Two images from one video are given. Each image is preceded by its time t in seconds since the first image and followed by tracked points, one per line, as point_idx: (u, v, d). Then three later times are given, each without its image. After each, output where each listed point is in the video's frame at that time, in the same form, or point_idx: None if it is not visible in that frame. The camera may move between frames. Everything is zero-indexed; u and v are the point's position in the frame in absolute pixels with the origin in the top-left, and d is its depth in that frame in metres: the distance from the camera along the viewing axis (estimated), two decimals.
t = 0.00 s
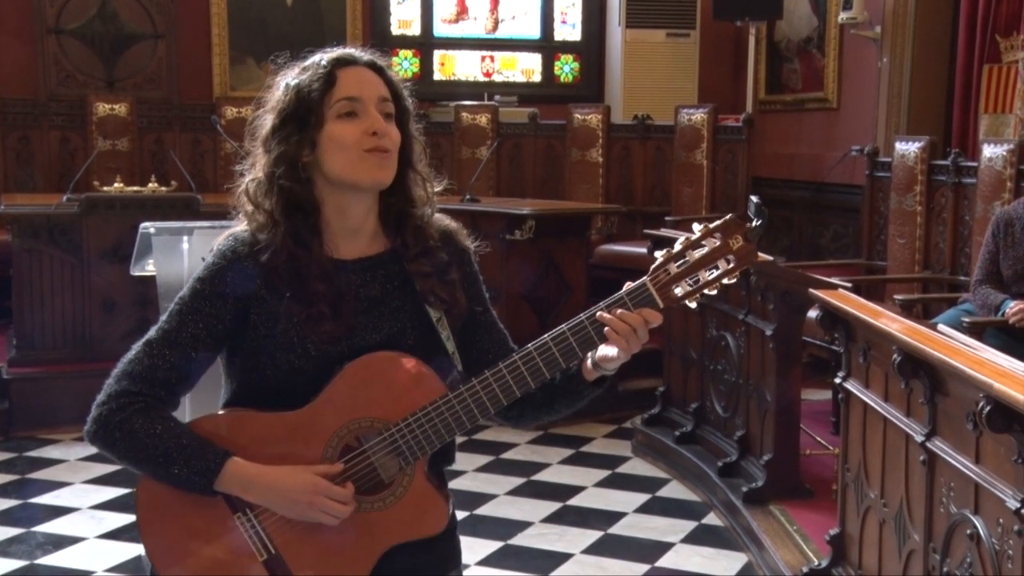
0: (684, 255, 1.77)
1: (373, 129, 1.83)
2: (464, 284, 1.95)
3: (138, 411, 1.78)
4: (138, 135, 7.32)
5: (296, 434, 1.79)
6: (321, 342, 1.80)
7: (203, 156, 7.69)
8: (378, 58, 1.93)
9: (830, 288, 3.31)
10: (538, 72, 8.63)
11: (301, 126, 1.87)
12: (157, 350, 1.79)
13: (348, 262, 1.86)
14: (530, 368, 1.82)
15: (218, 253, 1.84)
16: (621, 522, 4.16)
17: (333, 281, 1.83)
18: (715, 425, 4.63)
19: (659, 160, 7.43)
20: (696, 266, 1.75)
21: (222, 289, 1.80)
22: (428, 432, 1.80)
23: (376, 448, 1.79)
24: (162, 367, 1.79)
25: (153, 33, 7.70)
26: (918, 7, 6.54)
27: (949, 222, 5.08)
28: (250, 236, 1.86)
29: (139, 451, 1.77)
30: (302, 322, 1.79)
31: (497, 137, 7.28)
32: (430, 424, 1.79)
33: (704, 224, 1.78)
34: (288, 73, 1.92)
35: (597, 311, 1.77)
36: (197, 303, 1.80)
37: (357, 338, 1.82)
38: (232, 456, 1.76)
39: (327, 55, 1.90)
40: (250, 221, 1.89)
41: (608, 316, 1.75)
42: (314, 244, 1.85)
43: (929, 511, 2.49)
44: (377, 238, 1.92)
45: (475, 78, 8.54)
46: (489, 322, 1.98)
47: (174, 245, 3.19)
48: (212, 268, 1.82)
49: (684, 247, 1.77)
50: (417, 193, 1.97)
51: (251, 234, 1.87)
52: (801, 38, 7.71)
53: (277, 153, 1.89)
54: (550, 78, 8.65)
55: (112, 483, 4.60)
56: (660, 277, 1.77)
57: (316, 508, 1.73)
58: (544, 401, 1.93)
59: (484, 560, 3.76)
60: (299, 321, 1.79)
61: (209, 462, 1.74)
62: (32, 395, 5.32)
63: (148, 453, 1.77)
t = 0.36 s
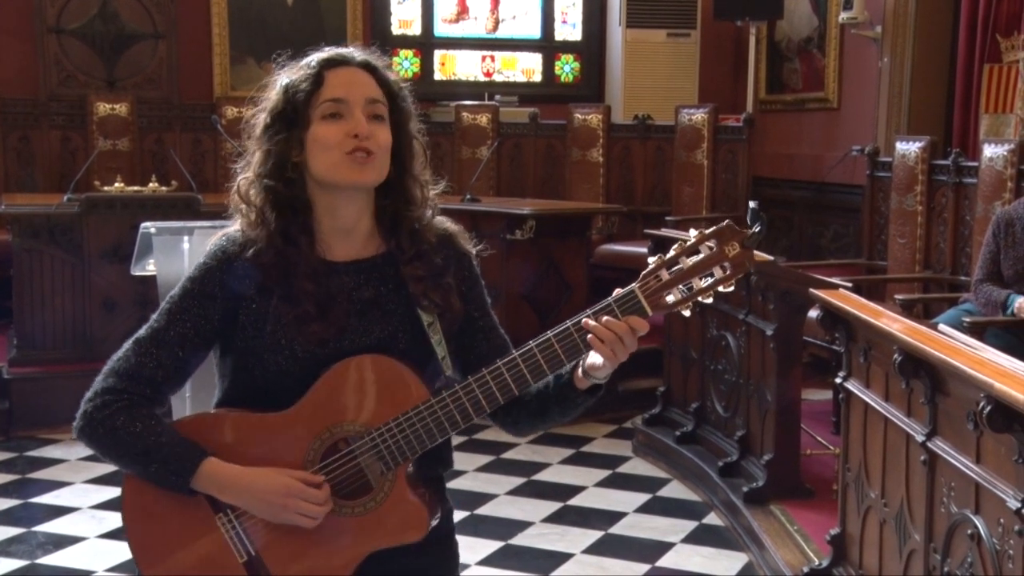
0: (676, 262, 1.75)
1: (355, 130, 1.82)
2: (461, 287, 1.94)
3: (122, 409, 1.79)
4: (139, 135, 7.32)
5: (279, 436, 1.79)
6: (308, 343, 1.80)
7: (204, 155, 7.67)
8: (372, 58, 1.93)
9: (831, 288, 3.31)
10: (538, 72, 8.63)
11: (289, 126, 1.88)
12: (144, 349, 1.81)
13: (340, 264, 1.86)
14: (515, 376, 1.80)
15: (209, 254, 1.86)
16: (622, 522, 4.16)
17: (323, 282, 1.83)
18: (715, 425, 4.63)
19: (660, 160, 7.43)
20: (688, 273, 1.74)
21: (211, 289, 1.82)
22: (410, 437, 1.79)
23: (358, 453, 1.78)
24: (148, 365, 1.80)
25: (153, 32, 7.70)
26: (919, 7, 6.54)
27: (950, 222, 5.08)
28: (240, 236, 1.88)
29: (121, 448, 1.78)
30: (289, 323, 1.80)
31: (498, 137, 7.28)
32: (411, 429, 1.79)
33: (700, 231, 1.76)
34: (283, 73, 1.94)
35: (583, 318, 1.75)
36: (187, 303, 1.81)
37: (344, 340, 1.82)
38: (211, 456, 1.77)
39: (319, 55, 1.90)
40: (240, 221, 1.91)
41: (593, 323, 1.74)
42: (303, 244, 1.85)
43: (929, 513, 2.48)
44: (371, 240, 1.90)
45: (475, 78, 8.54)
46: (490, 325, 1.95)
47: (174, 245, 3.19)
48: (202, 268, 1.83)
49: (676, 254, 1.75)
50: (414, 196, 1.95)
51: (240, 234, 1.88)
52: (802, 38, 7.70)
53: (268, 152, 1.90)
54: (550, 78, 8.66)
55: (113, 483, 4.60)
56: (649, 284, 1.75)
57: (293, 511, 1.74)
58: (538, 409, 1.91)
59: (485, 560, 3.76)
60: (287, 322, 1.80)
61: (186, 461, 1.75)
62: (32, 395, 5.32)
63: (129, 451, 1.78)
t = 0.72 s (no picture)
0: (675, 267, 1.71)
1: (345, 132, 1.82)
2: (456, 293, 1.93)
3: (110, 415, 1.79)
4: (141, 134, 7.32)
5: (271, 444, 1.78)
6: (299, 348, 1.80)
7: (207, 155, 7.67)
8: (371, 59, 1.91)
9: (835, 289, 3.31)
10: (541, 72, 8.63)
11: (282, 126, 1.88)
12: (133, 354, 1.80)
13: (335, 269, 1.86)
14: (509, 383, 1.78)
15: (200, 258, 1.86)
16: (625, 522, 4.16)
17: (314, 287, 1.83)
18: (718, 425, 4.63)
19: (663, 160, 7.43)
20: (687, 278, 1.70)
21: (201, 295, 1.81)
22: (402, 446, 1.78)
23: (349, 461, 1.77)
24: (137, 371, 1.80)
25: (156, 32, 7.70)
26: (923, 6, 6.54)
27: (953, 222, 5.08)
28: (232, 238, 1.88)
29: (109, 455, 1.78)
30: (280, 328, 1.80)
31: (500, 137, 7.28)
32: (402, 438, 1.77)
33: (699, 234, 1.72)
34: (282, 73, 1.94)
35: (578, 324, 1.73)
36: (177, 308, 1.81)
37: (337, 345, 1.82)
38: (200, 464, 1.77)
39: (316, 56, 1.90)
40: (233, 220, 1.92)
41: (588, 329, 1.71)
42: (294, 247, 1.85)
43: (932, 513, 2.48)
44: (365, 245, 1.90)
45: (478, 77, 8.54)
46: (487, 331, 1.94)
47: (177, 245, 3.20)
48: (193, 273, 1.83)
49: (675, 258, 1.71)
50: (410, 202, 1.94)
51: (233, 236, 1.89)
52: (805, 38, 7.70)
53: (263, 152, 1.91)
54: (553, 78, 8.65)
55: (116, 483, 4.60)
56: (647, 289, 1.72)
57: (281, 521, 1.73)
58: (535, 417, 1.90)
59: (487, 560, 3.76)
60: (278, 326, 1.80)
61: (172, 470, 1.75)
62: (35, 395, 5.33)
63: (117, 458, 1.78)
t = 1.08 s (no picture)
0: (682, 273, 1.72)
1: (357, 138, 1.80)
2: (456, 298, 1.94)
3: (113, 428, 1.76)
4: (146, 134, 7.33)
5: (278, 455, 1.78)
6: (303, 356, 1.79)
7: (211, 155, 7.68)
8: (373, 63, 1.91)
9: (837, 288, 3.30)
10: (545, 72, 8.63)
11: (285, 129, 1.85)
12: (133, 364, 1.77)
13: (335, 275, 1.86)
14: (521, 390, 1.78)
15: (199, 264, 1.84)
16: (628, 522, 4.16)
17: (317, 293, 1.83)
18: (722, 426, 4.62)
19: (667, 160, 7.43)
20: (695, 284, 1.70)
21: (203, 303, 1.79)
22: (414, 455, 1.78)
23: (360, 470, 1.78)
24: (138, 383, 1.77)
25: (161, 32, 7.72)
26: (927, 7, 6.53)
27: (958, 222, 5.07)
28: (233, 244, 1.86)
29: (115, 470, 1.76)
30: (285, 335, 1.79)
31: (504, 137, 7.29)
32: (415, 447, 1.78)
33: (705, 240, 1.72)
34: (280, 74, 1.91)
35: (590, 330, 1.72)
36: (177, 316, 1.78)
37: (340, 352, 1.82)
38: (210, 478, 1.77)
39: (319, 59, 1.88)
40: (233, 227, 1.89)
41: (601, 335, 1.70)
42: (297, 252, 1.84)
43: (937, 512, 2.48)
44: (365, 250, 1.91)
45: (482, 78, 8.54)
46: (482, 336, 1.95)
47: (181, 245, 3.21)
48: (193, 280, 1.81)
49: (681, 264, 1.71)
50: (410, 206, 1.96)
51: (234, 242, 1.87)
52: (809, 37, 7.69)
53: (263, 156, 1.88)
54: (557, 78, 8.66)
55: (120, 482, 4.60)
56: (657, 295, 1.71)
57: (296, 534, 1.74)
58: (536, 421, 1.90)
59: (491, 560, 3.76)
60: (282, 335, 1.79)
61: (183, 485, 1.74)
62: (40, 394, 5.34)
63: (123, 472, 1.76)
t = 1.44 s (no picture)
0: (687, 282, 1.80)
1: (371, 143, 1.83)
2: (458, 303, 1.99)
3: (130, 438, 1.72)
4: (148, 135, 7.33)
5: (297, 461, 1.78)
6: (319, 362, 1.82)
7: (213, 155, 7.68)
8: (378, 67, 1.94)
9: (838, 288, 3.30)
10: (547, 72, 8.64)
11: (295, 135, 1.87)
12: (147, 371, 1.74)
13: (343, 280, 1.90)
14: (539, 396, 1.85)
15: (209, 269, 1.82)
16: (630, 522, 4.16)
17: (328, 298, 1.86)
18: (724, 426, 4.62)
19: (669, 160, 7.43)
20: (701, 292, 1.78)
21: (216, 308, 1.78)
22: (433, 459, 1.83)
23: (379, 476, 1.80)
24: (154, 390, 1.74)
25: (163, 33, 7.72)
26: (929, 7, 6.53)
27: (960, 223, 5.07)
28: (241, 248, 1.87)
29: (133, 481, 1.72)
30: (300, 341, 1.82)
31: (506, 137, 7.29)
32: (434, 451, 1.83)
33: (706, 250, 1.81)
34: (284, 79, 1.93)
35: (606, 337, 1.80)
36: (191, 321, 1.76)
37: (351, 358, 1.85)
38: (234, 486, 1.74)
39: (326, 63, 1.90)
40: (240, 232, 1.90)
41: (616, 343, 1.78)
42: (307, 257, 1.86)
43: (940, 513, 2.47)
44: (370, 254, 1.95)
45: (484, 78, 8.54)
46: (479, 339, 2.02)
47: (183, 245, 3.22)
48: (205, 285, 1.79)
49: (687, 274, 1.80)
50: (414, 210, 2.01)
51: (242, 246, 1.87)
52: (811, 37, 7.69)
53: (272, 161, 1.89)
54: (559, 78, 8.66)
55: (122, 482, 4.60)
56: (666, 303, 1.79)
57: (325, 540, 1.72)
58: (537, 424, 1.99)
59: (493, 560, 3.76)
60: (296, 341, 1.82)
61: (211, 493, 1.71)
62: (42, 395, 5.34)
63: (141, 483, 1.71)
